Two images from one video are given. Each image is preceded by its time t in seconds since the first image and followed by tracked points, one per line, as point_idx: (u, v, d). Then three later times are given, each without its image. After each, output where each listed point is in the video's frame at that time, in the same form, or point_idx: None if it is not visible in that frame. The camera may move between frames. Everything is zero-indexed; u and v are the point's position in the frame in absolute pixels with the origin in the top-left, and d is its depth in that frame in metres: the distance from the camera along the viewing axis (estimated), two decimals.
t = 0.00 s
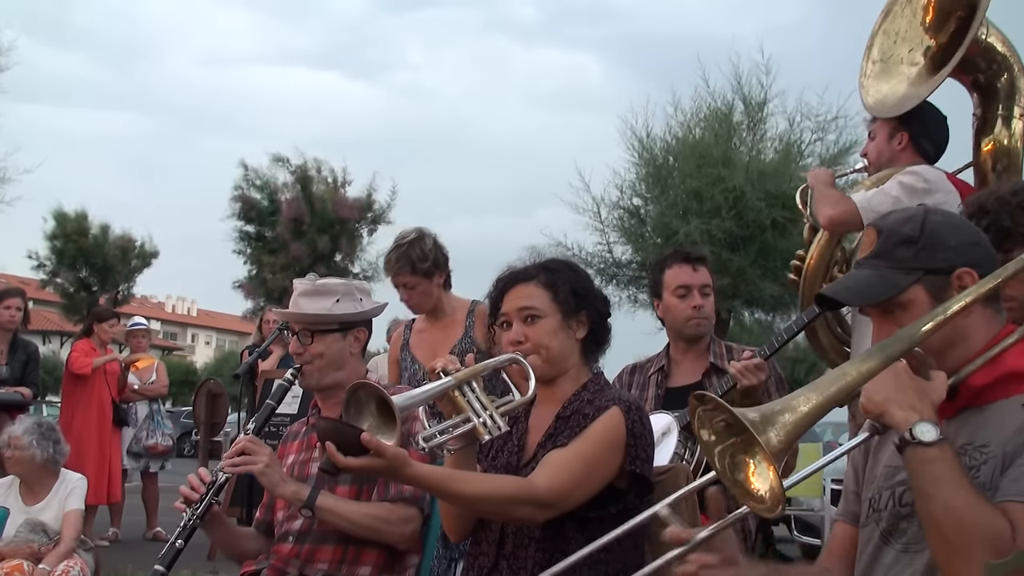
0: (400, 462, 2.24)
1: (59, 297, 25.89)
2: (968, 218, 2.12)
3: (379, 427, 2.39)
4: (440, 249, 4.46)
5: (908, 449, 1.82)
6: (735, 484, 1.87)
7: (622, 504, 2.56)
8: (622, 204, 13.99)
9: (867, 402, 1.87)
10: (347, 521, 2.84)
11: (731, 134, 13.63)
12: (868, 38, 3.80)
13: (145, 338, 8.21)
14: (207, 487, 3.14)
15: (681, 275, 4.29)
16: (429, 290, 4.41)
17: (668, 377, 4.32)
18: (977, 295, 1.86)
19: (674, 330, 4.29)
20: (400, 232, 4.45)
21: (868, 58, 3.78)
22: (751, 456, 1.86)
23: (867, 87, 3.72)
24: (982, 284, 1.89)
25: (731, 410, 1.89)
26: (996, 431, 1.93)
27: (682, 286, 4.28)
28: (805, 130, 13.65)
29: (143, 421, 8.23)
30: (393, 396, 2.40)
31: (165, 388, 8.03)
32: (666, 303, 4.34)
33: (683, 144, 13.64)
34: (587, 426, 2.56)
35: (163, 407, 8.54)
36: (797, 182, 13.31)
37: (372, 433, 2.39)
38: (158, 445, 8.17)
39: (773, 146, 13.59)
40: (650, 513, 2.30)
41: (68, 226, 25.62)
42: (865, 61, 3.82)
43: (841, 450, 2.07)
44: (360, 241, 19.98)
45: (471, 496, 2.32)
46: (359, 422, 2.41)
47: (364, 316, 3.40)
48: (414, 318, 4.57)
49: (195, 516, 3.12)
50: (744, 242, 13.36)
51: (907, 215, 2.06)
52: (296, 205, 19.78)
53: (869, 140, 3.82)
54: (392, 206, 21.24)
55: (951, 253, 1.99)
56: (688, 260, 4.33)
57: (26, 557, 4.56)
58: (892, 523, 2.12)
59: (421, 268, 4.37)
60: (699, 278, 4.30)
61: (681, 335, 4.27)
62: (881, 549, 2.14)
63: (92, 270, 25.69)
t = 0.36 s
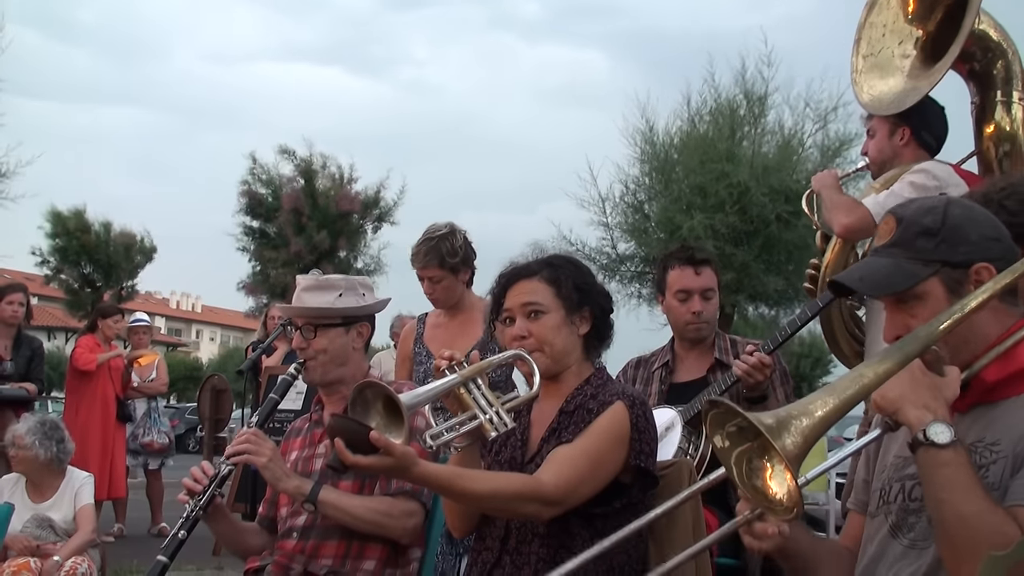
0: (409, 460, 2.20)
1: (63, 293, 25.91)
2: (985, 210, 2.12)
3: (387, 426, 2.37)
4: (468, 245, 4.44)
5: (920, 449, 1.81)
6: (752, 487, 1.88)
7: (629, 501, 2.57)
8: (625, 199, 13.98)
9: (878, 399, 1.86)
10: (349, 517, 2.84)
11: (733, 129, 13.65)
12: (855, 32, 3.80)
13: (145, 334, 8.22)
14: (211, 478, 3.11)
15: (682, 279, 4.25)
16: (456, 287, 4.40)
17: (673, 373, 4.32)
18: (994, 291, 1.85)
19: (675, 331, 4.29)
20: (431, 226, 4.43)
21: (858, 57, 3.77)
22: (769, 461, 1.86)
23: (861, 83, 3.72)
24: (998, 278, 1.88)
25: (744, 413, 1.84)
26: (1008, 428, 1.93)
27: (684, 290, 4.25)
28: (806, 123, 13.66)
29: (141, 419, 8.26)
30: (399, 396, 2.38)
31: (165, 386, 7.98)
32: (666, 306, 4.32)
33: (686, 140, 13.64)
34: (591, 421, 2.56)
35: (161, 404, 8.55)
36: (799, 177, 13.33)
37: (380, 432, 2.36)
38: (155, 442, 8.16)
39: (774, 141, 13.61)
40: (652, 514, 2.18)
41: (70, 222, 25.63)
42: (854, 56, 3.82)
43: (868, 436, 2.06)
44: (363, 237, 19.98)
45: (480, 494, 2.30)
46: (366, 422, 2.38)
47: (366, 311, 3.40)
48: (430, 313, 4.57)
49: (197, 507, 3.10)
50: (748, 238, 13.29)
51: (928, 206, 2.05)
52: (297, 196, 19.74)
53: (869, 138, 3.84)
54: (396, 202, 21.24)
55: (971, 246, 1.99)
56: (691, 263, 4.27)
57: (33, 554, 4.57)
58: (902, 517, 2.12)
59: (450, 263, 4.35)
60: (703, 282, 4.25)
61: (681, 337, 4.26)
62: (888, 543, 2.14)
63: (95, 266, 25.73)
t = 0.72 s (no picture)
0: (412, 459, 2.23)
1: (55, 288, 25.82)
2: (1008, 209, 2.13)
3: (388, 422, 2.37)
4: (460, 246, 4.45)
5: (913, 424, 1.83)
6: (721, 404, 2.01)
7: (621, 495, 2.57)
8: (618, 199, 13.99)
9: (877, 369, 1.86)
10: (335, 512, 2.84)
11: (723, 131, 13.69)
12: (852, 34, 3.82)
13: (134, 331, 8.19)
14: (200, 466, 3.12)
15: (682, 282, 4.30)
16: (445, 289, 4.41)
17: (667, 374, 4.32)
18: (1007, 291, 1.85)
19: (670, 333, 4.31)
20: (422, 226, 4.43)
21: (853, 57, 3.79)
22: (745, 386, 1.98)
23: (854, 84, 3.73)
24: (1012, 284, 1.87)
25: (747, 337, 1.96)
26: (1001, 423, 1.94)
27: (683, 293, 4.30)
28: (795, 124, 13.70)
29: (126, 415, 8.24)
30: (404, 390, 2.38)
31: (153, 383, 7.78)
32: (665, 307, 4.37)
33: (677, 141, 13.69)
34: (584, 421, 2.60)
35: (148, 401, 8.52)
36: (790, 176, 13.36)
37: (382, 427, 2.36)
38: (139, 440, 8.16)
39: (763, 141, 13.67)
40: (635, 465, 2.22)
41: (65, 217, 25.58)
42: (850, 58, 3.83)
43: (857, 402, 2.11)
44: (357, 235, 19.97)
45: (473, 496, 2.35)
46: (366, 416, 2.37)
47: (362, 307, 3.43)
48: (419, 313, 4.57)
49: (184, 495, 3.12)
50: (741, 239, 13.30)
51: (954, 197, 2.05)
52: (292, 194, 19.74)
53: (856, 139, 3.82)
54: (390, 200, 21.21)
55: (992, 242, 2.00)
56: (693, 267, 4.32)
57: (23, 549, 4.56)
58: (887, 505, 2.13)
59: (438, 265, 4.36)
60: (703, 285, 4.29)
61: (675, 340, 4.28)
62: (875, 531, 2.15)
63: (87, 261, 25.67)
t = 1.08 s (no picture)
0: (408, 469, 2.25)
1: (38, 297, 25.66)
2: (982, 225, 2.14)
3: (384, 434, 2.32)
4: (437, 262, 4.43)
5: (891, 440, 1.83)
6: (709, 440, 1.98)
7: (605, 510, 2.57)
8: (604, 211, 14.02)
9: (856, 388, 1.88)
10: (320, 518, 2.84)
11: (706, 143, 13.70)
12: (839, 55, 3.84)
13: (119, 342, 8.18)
14: (184, 465, 3.14)
15: (674, 294, 4.27)
16: (423, 304, 4.40)
17: (654, 386, 4.32)
18: (980, 302, 1.86)
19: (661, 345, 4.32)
20: (399, 245, 4.43)
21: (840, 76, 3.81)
22: (729, 419, 1.95)
23: (841, 103, 3.76)
24: (988, 293, 1.88)
25: (723, 369, 1.94)
26: (980, 437, 1.94)
27: (677, 305, 4.27)
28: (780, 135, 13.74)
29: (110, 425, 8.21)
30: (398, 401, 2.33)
31: (138, 394, 7.75)
32: (655, 317, 4.34)
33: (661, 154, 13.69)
34: (571, 434, 2.60)
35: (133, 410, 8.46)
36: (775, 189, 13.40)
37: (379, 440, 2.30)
38: (123, 449, 8.13)
39: (748, 154, 13.67)
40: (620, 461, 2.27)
41: (48, 226, 25.43)
42: (837, 79, 3.85)
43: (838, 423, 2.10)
44: (343, 246, 19.93)
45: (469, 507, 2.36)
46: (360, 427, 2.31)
47: (354, 316, 3.42)
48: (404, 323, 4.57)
49: (168, 493, 3.13)
50: (726, 252, 13.41)
51: (930, 212, 2.08)
52: (278, 204, 19.74)
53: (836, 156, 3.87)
54: (376, 211, 21.19)
55: (967, 256, 2.01)
56: (686, 279, 4.32)
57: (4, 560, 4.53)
58: (871, 521, 2.13)
59: (416, 285, 4.36)
60: (694, 298, 4.29)
61: (666, 351, 4.29)
62: (860, 547, 2.15)
63: (72, 270, 25.58)
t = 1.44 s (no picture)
0: (403, 476, 2.22)
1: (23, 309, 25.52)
2: (953, 245, 2.17)
3: (380, 437, 2.31)
4: (431, 281, 4.45)
5: (872, 463, 1.84)
6: (696, 474, 1.95)
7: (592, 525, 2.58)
8: (590, 224, 14.05)
9: (836, 411, 1.89)
10: (304, 528, 2.81)
11: (700, 156, 13.78)
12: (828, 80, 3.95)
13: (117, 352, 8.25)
14: (168, 463, 3.11)
15: (670, 299, 4.35)
16: (414, 323, 4.42)
17: (639, 399, 4.33)
18: (955, 320, 1.88)
19: (659, 354, 4.30)
20: (394, 262, 4.40)
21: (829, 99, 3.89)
22: (715, 451, 1.92)
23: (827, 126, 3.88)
24: (962, 309, 1.91)
25: (704, 402, 1.91)
26: (959, 453, 1.95)
27: (673, 308, 4.34)
28: (768, 150, 13.79)
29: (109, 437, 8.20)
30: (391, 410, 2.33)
31: (135, 405, 7.84)
32: (650, 325, 4.35)
33: (655, 166, 13.78)
34: (558, 449, 2.60)
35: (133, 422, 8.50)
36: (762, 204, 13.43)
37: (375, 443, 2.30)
38: (119, 460, 8.10)
39: (736, 169, 13.71)
40: (610, 494, 2.32)
41: (34, 236, 25.28)
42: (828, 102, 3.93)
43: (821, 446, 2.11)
44: (329, 259, 19.91)
45: (462, 516, 2.35)
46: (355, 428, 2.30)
47: (350, 328, 3.44)
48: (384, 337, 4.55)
49: (151, 489, 3.13)
50: (712, 266, 13.38)
51: (902, 233, 2.10)
52: (262, 218, 19.72)
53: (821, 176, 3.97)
54: (362, 223, 21.21)
55: (939, 275, 2.03)
56: (679, 284, 4.41)
57: None
58: (853, 537, 2.14)
59: (415, 304, 4.38)
60: (687, 304, 4.37)
61: (667, 360, 4.29)
62: (842, 563, 2.16)
63: (58, 281, 25.47)
